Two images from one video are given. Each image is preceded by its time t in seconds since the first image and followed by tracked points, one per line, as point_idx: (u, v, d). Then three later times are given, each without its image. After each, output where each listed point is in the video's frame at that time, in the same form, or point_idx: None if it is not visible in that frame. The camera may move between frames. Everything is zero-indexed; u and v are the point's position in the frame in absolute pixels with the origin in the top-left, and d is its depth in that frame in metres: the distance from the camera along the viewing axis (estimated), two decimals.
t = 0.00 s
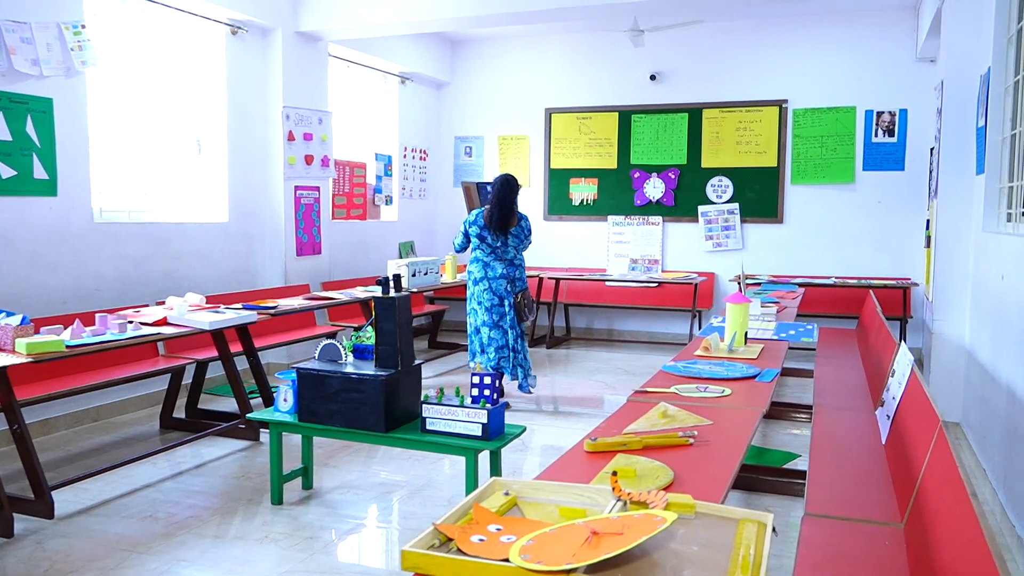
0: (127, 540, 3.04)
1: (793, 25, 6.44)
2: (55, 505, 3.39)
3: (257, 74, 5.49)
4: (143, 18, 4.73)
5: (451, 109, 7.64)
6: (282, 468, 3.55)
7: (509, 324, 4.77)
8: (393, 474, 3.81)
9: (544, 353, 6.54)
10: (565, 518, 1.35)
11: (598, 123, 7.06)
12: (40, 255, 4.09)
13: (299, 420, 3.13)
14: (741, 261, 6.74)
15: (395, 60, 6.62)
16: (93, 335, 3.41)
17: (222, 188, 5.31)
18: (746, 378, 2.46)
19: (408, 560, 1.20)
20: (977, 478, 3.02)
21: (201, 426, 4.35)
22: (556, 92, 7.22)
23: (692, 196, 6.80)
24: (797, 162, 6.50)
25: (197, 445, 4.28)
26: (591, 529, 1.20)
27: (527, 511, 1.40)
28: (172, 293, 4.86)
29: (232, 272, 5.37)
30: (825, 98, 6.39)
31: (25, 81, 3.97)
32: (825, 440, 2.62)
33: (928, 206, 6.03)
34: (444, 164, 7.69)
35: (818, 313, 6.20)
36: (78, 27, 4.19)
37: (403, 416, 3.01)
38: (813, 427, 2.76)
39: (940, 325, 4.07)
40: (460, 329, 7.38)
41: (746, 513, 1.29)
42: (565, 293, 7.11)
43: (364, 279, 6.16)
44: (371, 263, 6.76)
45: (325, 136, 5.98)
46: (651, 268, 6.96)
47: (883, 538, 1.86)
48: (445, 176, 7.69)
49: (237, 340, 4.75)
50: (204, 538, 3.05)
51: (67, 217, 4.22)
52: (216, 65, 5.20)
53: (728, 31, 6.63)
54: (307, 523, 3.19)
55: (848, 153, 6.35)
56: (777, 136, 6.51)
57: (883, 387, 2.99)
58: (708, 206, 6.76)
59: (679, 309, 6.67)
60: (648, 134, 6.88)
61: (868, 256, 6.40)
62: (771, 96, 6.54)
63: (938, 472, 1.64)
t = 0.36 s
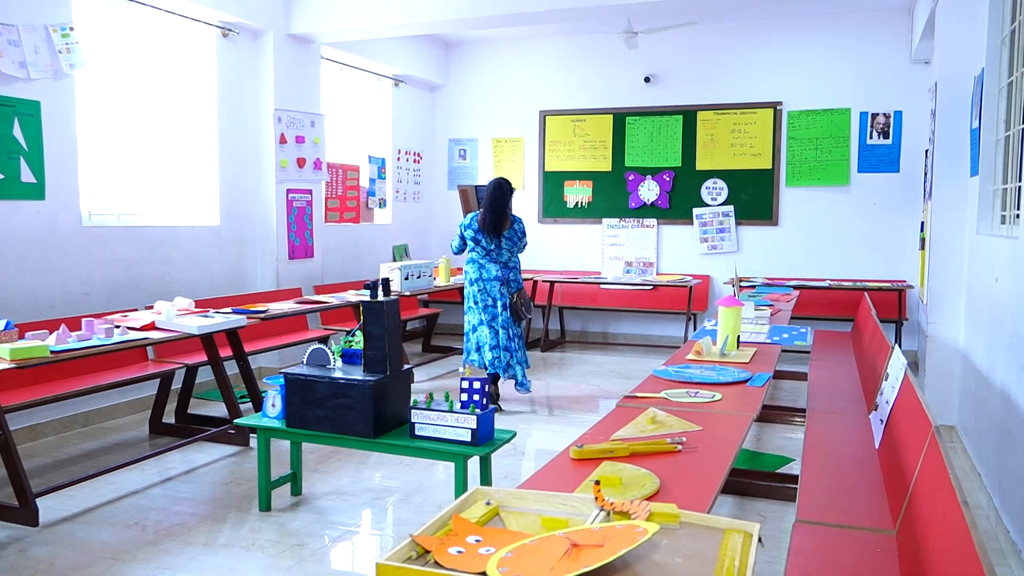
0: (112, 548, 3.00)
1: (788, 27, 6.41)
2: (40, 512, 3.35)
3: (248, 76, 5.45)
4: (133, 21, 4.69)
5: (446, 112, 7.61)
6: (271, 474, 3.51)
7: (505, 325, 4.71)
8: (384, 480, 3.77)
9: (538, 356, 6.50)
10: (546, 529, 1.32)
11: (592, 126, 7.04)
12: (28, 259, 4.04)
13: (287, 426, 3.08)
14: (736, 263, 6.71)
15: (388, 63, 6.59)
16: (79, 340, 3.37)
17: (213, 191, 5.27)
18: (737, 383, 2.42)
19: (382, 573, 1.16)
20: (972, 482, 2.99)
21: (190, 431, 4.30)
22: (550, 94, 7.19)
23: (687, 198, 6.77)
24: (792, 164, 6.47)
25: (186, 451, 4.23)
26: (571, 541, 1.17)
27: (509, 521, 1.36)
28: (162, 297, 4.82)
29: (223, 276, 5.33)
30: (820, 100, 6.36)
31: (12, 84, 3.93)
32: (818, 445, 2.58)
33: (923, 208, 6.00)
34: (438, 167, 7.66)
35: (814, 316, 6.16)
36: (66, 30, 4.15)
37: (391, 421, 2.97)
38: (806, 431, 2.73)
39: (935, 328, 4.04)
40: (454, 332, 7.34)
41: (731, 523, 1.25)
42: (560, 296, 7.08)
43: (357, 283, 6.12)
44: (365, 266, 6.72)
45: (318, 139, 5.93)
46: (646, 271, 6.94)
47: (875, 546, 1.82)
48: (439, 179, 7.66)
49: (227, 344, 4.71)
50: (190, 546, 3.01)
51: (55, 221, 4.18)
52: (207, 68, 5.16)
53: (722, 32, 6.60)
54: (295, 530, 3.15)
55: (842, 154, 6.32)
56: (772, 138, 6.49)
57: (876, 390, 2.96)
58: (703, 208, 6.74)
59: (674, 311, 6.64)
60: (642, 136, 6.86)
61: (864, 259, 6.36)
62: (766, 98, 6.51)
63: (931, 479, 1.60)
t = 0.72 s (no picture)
0: (95, 552, 2.96)
1: (778, 26, 6.40)
2: (23, 516, 3.30)
3: (237, 76, 5.41)
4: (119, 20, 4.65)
5: (437, 111, 7.58)
6: (257, 477, 3.47)
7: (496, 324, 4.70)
8: (372, 481, 3.74)
9: (529, 356, 6.47)
10: (526, 533, 1.29)
11: (583, 125, 7.02)
12: (12, 261, 4.00)
13: (272, 428, 3.05)
14: (727, 263, 6.69)
15: (378, 62, 6.56)
16: (62, 341, 3.32)
17: (201, 191, 5.23)
18: (724, 383, 2.40)
19: None
20: (961, 482, 2.97)
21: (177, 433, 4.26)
22: (541, 94, 7.17)
23: (678, 198, 6.75)
24: (782, 163, 6.46)
25: (172, 453, 4.19)
26: (549, 546, 1.14)
27: (488, 525, 1.33)
28: (149, 299, 4.78)
29: (211, 277, 5.29)
30: (811, 99, 6.35)
31: None
32: (807, 445, 2.56)
33: (914, 208, 5.99)
34: (429, 166, 7.63)
35: (805, 316, 6.15)
36: (50, 28, 4.11)
37: (377, 423, 2.94)
38: (795, 431, 2.71)
39: (925, 327, 4.02)
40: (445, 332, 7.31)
41: (712, 526, 1.23)
42: (551, 296, 7.05)
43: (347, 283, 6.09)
44: (355, 267, 6.69)
45: (307, 139, 5.89)
46: (637, 271, 6.92)
47: (861, 547, 1.80)
48: (430, 178, 7.63)
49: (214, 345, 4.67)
50: (174, 549, 2.97)
51: (39, 222, 4.14)
52: (195, 68, 5.13)
53: (713, 31, 6.59)
54: (280, 533, 3.11)
55: (833, 154, 6.31)
56: (763, 137, 6.48)
57: (865, 390, 2.94)
58: (694, 208, 6.72)
59: (666, 311, 6.62)
60: (633, 136, 6.84)
61: (855, 258, 6.35)
62: (757, 97, 6.50)
63: (917, 479, 1.58)
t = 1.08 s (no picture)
0: (72, 560, 2.90)
1: (760, 27, 6.43)
2: None
3: (217, 76, 5.35)
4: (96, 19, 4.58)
5: (420, 112, 7.55)
6: (238, 482, 3.42)
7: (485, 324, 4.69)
8: (355, 485, 3.70)
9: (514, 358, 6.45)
10: (513, 541, 1.27)
11: (567, 126, 7.01)
12: None
13: (254, 433, 3.01)
14: (711, 263, 6.71)
15: (360, 63, 6.52)
16: (38, 346, 3.26)
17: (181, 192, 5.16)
18: (710, 384, 2.39)
19: None
20: (945, 480, 2.98)
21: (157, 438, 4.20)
22: (525, 94, 7.15)
23: (662, 198, 6.76)
24: (765, 163, 6.49)
25: (152, 458, 4.12)
26: (536, 554, 1.11)
27: (474, 533, 1.31)
28: (129, 302, 4.71)
29: (191, 279, 5.23)
30: (793, 100, 6.38)
31: None
32: (793, 446, 2.56)
33: (896, 208, 6.03)
34: (412, 167, 7.59)
35: (789, 315, 6.17)
36: (25, 27, 4.03)
37: (361, 427, 2.90)
38: (780, 432, 2.70)
39: (908, 327, 4.04)
40: (428, 334, 7.27)
41: (702, 531, 1.21)
42: (535, 297, 7.03)
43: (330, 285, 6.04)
44: (338, 268, 6.63)
45: (289, 139, 5.83)
46: (621, 271, 6.91)
47: (848, 549, 1.79)
48: (413, 179, 7.59)
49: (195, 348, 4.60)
50: (154, 557, 2.92)
51: (15, 224, 4.07)
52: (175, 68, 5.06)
53: (696, 32, 6.60)
54: (262, 539, 3.07)
55: (815, 154, 6.34)
56: (745, 138, 6.50)
57: (850, 390, 2.94)
58: (678, 208, 6.73)
59: (650, 312, 6.63)
60: (617, 136, 6.84)
61: (838, 258, 6.38)
62: (740, 98, 6.52)
63: (905, 480, 1.57)
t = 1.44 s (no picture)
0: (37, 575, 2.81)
1: (728, 29, 6.48)
2: None
3: (182, 76, 5.25)
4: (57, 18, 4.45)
5: (389, 113, 7.49)
6: (209, 491, 3.35)
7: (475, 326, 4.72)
8: (329, 492, 3.65)
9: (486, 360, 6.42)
10: (502, 550, 1.25)
11: (537, 127, 7.00)
12: None
13: (225, 441, 2.94)
14: (681, 263, 6.74)
15: (328, 63, 6.45)
16: None
17: (146, 195, 5.04)
18: (689, 386, 2.39)
19: None
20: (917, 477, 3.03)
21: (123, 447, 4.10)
22: (495, 96, 7.13)
23: (632, 199, 6.79)
24: (734, 164, 6.55)
25: (119, 468, 4.02)
26: (530, 564, 1.09)
27: (463, 543, 1.28)
28: (93, 307, 4.60)
29: (157, 284, 5.12)
30: (761, 101, 6.45)
31: None
32: (770, 446, 2.57)
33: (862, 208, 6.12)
34: (382, 169, 7.52)
35: (759, 315, 6.24)
36: None
37: (336, 433, 2.86)
38: (756, 432, 2.72)
39: (878, 326, 4.09)
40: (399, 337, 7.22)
41: (694, 536, 1.20)
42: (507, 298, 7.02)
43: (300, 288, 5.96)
44: (307, 271, 6.55)
45: (256, 141, 5.73)
46: (592, 272, 6.91)
47: (831, 549, 1.80)
48: (382, 181, 7.52)
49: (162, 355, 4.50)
50: (123, 570, 2.85)
51: None
52: (139, 68, 4.96)
53: (665, 34, 6.64)
54: (236, 549, 3.00)
55: (783, 155, 6.42)
56: (714, 139, 6.55)
57: (824, 389, 2.97)
58: (648, 209, 6.77)
59: (621, 312, 6.65)
60: (587, 137, 6.85)
61: (806, 258, 6.46)
62: (708, 99, 6.57)
63: (887, 480, 1.58)
